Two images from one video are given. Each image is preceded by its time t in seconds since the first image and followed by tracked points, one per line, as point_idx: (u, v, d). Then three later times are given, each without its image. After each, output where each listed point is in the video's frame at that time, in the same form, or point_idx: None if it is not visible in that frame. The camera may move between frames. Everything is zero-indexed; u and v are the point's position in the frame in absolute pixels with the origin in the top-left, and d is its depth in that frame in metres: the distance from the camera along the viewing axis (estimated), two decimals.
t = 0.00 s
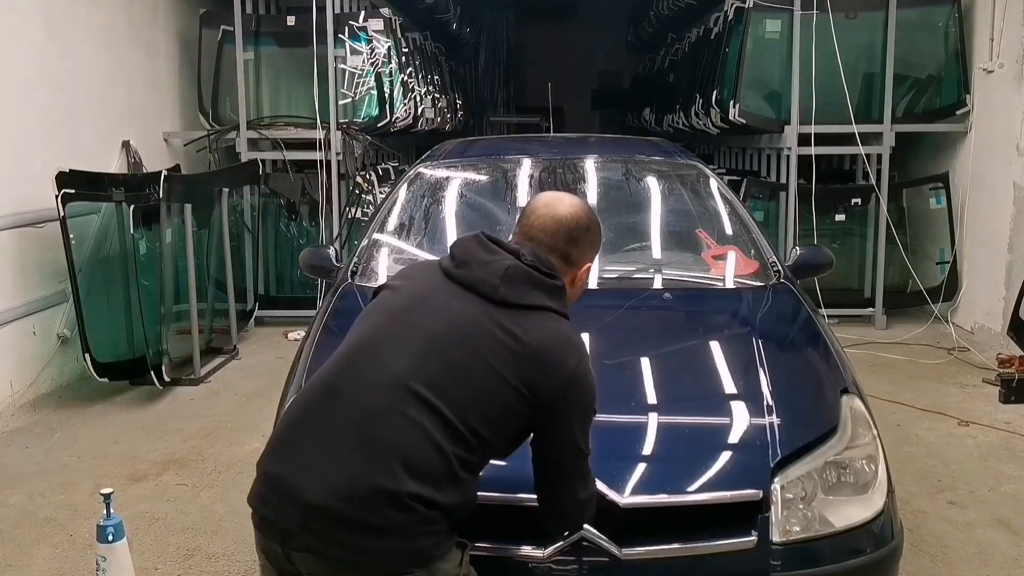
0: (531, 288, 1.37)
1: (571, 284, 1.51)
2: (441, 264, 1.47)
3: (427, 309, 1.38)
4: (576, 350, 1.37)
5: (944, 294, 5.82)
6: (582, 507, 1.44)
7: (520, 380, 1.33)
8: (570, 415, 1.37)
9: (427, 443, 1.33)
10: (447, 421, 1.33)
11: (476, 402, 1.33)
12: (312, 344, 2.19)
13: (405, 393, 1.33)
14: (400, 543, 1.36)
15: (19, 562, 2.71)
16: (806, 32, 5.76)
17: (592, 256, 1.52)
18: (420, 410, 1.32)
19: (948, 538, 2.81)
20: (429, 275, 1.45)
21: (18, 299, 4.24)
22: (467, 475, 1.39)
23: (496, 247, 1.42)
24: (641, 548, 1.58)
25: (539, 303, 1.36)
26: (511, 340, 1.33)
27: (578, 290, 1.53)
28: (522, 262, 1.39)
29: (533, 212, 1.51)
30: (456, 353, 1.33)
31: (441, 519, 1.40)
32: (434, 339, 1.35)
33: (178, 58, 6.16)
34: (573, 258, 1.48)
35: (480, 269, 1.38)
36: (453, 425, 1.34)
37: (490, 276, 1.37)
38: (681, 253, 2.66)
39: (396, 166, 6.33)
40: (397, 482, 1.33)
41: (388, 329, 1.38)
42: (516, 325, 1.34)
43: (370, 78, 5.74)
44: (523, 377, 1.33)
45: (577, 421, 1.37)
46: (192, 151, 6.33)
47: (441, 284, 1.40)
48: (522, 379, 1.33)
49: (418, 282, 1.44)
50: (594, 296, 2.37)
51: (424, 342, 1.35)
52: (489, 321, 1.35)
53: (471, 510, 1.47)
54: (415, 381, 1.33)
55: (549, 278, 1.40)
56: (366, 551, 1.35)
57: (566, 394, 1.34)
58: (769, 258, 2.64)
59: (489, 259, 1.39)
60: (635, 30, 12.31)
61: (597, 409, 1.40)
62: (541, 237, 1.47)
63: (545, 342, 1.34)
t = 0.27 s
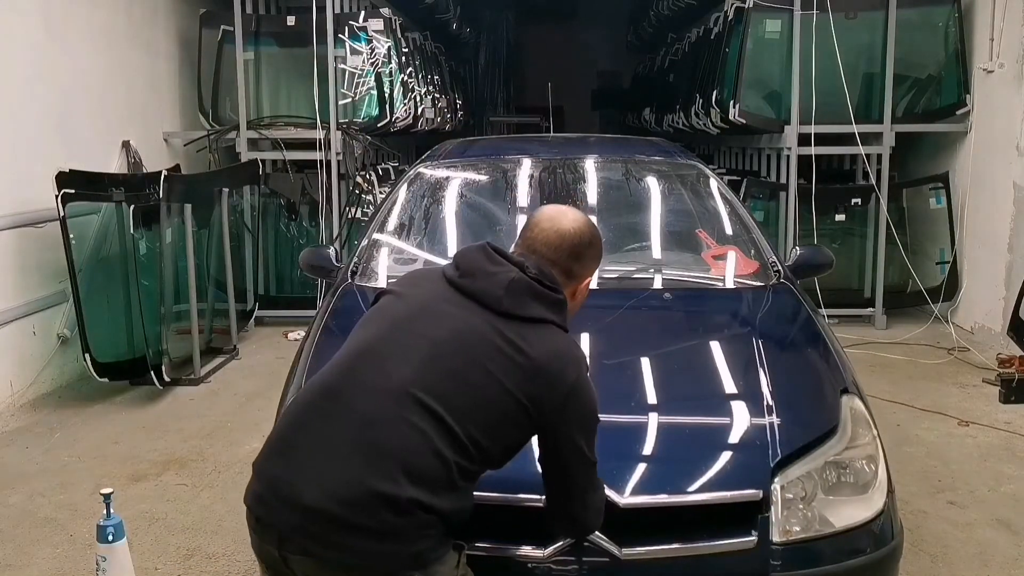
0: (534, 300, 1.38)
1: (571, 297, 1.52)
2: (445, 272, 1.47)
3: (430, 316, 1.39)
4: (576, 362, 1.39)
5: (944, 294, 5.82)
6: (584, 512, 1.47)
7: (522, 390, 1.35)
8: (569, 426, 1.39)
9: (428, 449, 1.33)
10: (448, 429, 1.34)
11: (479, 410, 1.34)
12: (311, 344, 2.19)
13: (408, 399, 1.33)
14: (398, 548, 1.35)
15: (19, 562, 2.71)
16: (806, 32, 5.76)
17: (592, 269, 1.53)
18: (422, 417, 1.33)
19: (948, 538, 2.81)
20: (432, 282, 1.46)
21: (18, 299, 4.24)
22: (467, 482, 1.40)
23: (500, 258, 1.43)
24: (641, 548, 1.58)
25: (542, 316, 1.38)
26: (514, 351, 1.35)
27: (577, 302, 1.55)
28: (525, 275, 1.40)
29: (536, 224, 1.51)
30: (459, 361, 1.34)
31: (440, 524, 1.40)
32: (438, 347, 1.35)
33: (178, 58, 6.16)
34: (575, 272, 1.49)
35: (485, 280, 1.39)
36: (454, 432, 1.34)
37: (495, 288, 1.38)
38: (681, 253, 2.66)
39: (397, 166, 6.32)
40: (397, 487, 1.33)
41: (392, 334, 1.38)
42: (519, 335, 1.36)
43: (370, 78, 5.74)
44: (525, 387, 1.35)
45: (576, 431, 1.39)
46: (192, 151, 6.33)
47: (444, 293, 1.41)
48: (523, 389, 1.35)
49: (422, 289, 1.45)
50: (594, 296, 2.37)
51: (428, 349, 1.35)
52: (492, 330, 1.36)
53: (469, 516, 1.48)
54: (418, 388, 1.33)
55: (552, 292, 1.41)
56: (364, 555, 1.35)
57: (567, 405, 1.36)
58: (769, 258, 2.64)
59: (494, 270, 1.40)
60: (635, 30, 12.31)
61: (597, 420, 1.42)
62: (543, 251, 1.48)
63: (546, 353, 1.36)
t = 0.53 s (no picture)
0: (535, 304, 1.38)
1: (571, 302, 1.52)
2: (447, 275, 1.47)
3: (433, 318, 1.39)
4: (577, 366, 1.40)
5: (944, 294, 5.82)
6: (585, 515, 1.48)
7: (524, 392, 1.35)
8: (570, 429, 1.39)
9: (431, 450, 1.33)
10: (451, 431, 1.34)
11: (481, 412, 1.34)
12: (312, 344, 2.19)
13: (411, 401, 1.33)
14: (400, 549, 1.35)
15: (19, 562, 2.71)
16: (806, 32, 5.76)
17: (593, 276, 1.53)
18: (425, 419, 1.33)
19: (948, 538, 2.81)
20: (434, 285, 1.46)
21: (18, 299, 4.24)
22: (467, 485, 1.40)
23: (503, 262, 1.42)
24: (641, 548, 1.57)
25: (544, 320, 1.38)
26: (516, 354, 1.35)
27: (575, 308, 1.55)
28: (528, 279, 1.40)
29: (539, 229, 1.51)
30: (462, 364, 1.34)
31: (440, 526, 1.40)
32: (441, 349, 1.35)
33: (178, 57, 6.16)
34: (576, 279, 1.49)
35: (487, 283, 1.39)
36: (457, 434, 1.34)
37: (498, 291, 1.38)
38: (681, 253, 2.66)
39: (397, 166, 6.32)
40: (400, 488, 1.32)
41: (394, 336, 1.38)
42: (521, 338, 1.36)
43: (370, 78, 5.74)
44: (527, 389, 1.35)
45: (577, 434, 1.39)
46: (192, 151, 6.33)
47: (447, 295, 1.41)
48: (526, 391, 1.35)
49: (424, 291, 1.45)
50: (594, 296, 2.37)
51: (431, 351, 1.35)
52: (494, 333, 1.36)
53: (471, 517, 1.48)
54: (420, 390, 1.33)
55: (553, 297, 1.42)
56: (366, 557, 1.34)
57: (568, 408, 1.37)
58: (769, 258, 2.64)
59: (497, 273, 1.40)
60: (635, 30, 12.31)
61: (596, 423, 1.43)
62: (546, 256, 1.47)
63: (548, 356, 1.36)
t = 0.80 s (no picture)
0: (536, 308, 1.38)
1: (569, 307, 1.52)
2: (447, 278, 1.48)
3: (433, 320, 1.39)
4: (577, 370, 1.40)
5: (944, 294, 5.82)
6: (585, 517, 1.48)
7: (525, 396, 1.35)
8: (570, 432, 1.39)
9: (431, 453, 1.33)
10: (452, 433, 1.34)
11: (482, 415, 1.34)
12: (311, 345, 2.18)
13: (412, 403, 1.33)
14: (401, 552, 1.35)
15: (19, 562, 2.71)
16: (806, 32, 5.76)
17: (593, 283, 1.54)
18: (425, 421, 1.33)
19: (948, 538, 2.81)
20: (434, 287, 1.46)
21: (18, 299, 4.24)
22: (467, 489, 1.40)
23: (505, 266, 1.42)
24: (641, 548, 1.58)
25: (545, 324, 1.38)
26: (516, 356, 1.35)
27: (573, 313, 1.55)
28: (529, 283, 1.40)
29: (543, 233, 1.51)
30: (463, 367, 1.34)
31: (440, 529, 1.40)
32: (441, 351, 1.35)
33: (178, 57, 6.15)
34: (577, 284, 1.49)
35: (489, 286, 1.39)
36: (458, 436, 1.34)
37: (499, 295, 1.38)
38: (681, 253, 2.66)
39: (397, 166, 6.32)
40: (400, 490, 1.32)
41: (394, 338, 1.38)
42: (522, 341, 1.36)
43: (370, 78, 5.74)
44: (528, 392, 1.35)
45: (577, 436, 1.40)
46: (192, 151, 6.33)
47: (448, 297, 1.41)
48: (526, 393, 1.35)
49: (424, 293, 1.45)
50: (594, 297, 2.36)
51: (432, 353, 1.35)
52: (495, 336, 1.36)
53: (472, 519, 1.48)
54: (420, 393, 1.33)
55: (555, 302, 1.42)
56: (366, 559, 1.34)
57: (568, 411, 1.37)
58: (769, 258, 2.64)
59: (498, 277, 1.40)
60: (635, 30, 12.32)
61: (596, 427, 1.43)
62: (549, 260, 1.47)
63: (549, 360, 1.36)
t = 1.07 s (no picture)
0: (535, 316, 1.39)
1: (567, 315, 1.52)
2: (447, 283, 1.48)
3: (433, 326, 1.39)
4: (576, 378, 1.40)
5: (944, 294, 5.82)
6: (584, 521, 1.48)
7: (525, 402, 1.35)
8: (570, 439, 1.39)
9: (431, 458, 1.33)
10: (451, 439, 1.34)
11: (480, 421, 1.34)
12: (311, 345, 2.18)
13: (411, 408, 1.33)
14: (400, 557, 1.35)
15: (19, 562, 2.71)
16: (806, 32, 5.76)
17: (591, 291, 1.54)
18: (425, 427, 1.33)
19: (948, 538, 2.81)
20: (433, 292, 1.46)
21: (18, 299, 4.24)
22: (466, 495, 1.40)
23: (505, 274, 1.42)
24: (641, 548, 1.58)
25: (544, 332, 1.39)
26: (516, 362, 1.35)
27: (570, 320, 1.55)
28: (528, 291, 1.40)
29: (543, 241, 1.51)
30: (462, 373, 1.34)
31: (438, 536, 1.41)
32: (441, 356, 1.35)
33: (178, 57, 6.15)
34: (576, 292, 1.50)
35: (488, 293, 1.39)
36: (457, 442, 1.34)
37: (498, 302, 1.38)
38: (681, 253, 2.66)
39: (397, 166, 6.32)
40: (399, 495, 1.33)
41: (394, 344, 1.38)
42: (521, 347, 1.36)
43: (370, 78, 5.74)
44: (527, 399, 1.35)
45: (576, 443, 1.40)
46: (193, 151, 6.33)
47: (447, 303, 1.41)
48: (526, 400, 1.35)
49: (424, 299, 1.45)
50: (594, 297, 2.36)
51: (431, 359, 1.35)
52: (494, 342, 1.36)
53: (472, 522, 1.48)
54: (420, 398, 1.33)
55: (554, 309, 1.42)
56: (366, 564, 1.35)
57: (567, 417, 1.37)
58: (769, 258, 2.64)
59: (498, 284, 1.40)
60: (635, 30, 12.32)
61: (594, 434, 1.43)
62: (549, 268, 1.47)
63: (548, 368, 1.36)
